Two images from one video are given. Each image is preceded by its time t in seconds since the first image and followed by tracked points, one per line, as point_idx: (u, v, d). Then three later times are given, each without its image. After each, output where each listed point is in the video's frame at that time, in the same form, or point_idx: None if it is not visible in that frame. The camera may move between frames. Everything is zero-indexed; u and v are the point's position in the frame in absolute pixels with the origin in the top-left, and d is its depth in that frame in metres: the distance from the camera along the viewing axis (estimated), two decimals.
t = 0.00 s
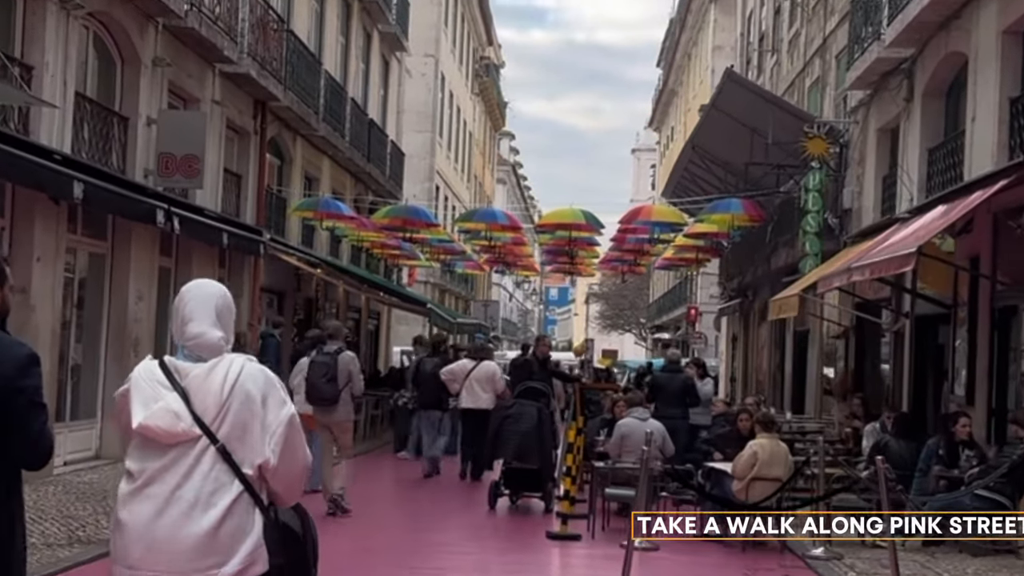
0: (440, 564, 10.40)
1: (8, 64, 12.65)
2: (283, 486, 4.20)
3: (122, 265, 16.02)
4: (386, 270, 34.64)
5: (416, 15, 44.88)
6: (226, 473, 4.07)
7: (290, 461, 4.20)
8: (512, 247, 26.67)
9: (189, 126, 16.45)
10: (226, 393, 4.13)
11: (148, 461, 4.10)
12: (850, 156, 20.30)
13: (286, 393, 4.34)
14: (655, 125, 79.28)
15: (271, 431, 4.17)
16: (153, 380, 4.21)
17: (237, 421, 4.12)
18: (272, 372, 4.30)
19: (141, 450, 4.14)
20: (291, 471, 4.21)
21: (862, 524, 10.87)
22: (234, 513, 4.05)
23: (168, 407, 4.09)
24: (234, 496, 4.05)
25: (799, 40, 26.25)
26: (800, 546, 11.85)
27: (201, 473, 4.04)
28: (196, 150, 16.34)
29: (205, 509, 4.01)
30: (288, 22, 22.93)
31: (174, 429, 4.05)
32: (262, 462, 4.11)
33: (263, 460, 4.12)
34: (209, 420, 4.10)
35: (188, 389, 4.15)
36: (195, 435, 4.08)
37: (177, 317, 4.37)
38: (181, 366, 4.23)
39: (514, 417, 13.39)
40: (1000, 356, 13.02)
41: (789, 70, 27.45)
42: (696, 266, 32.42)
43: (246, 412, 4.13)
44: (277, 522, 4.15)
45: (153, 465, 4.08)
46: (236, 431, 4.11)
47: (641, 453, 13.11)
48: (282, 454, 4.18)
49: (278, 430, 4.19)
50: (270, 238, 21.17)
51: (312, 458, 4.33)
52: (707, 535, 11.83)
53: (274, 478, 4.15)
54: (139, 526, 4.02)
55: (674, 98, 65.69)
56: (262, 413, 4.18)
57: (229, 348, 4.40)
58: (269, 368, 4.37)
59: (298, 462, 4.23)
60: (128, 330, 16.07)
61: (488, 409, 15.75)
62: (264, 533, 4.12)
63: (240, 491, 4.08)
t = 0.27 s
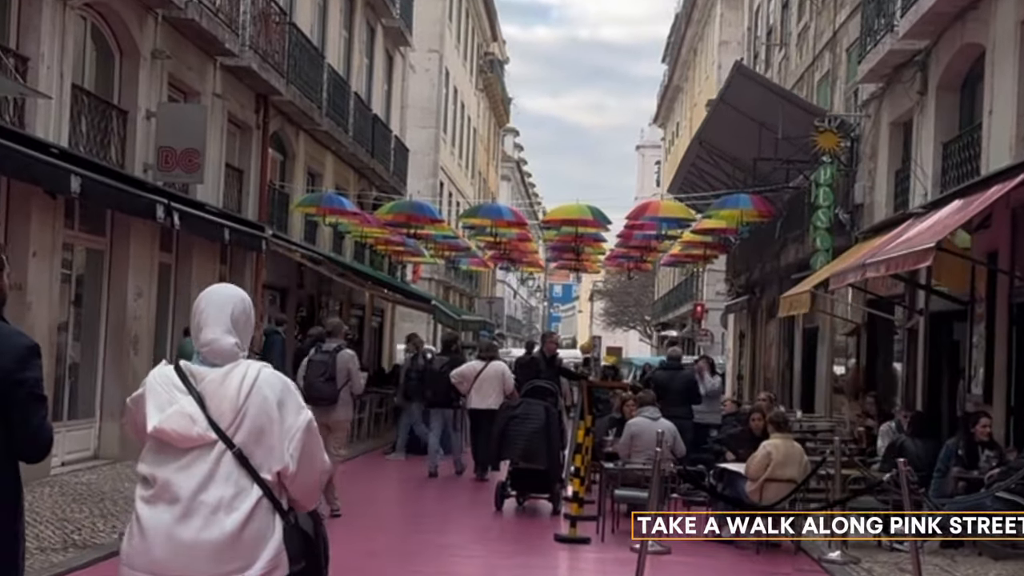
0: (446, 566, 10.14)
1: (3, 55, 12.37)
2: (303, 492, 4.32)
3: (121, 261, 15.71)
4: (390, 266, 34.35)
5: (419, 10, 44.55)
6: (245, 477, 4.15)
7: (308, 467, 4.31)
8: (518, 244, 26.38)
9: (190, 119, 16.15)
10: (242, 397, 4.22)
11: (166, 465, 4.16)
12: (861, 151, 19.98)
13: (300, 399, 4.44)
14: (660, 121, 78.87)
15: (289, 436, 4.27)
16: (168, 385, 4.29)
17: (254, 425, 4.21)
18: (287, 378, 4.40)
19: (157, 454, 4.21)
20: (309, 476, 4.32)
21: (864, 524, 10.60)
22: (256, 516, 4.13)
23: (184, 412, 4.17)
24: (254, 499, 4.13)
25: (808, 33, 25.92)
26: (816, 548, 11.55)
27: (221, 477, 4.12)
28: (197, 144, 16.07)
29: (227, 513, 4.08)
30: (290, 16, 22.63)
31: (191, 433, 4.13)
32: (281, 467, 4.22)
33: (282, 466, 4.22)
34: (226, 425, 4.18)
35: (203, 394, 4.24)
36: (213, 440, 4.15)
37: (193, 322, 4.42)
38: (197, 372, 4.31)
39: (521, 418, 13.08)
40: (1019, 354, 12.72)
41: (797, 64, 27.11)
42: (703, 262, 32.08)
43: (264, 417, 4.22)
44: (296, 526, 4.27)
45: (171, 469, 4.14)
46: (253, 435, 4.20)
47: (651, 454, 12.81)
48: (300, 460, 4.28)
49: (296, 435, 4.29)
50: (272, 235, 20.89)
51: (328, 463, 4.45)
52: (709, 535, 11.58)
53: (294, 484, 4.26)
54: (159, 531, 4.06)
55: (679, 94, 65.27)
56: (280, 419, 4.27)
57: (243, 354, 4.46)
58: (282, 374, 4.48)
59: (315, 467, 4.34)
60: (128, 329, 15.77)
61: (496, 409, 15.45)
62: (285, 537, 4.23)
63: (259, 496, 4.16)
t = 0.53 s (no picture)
0: (449, 567, 9.89)
1: None
2: (320, 481, 4.36)
3: (117, 255, 15.44)
4: (392, 262, 34.06)
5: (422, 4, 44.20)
6: (266, 469, 4.18)
7: (325, 457, 4.35)
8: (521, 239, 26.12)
9: (188, 110, 15.88)
10: (262, 389, 4.25)
11: (186, 459, 4.16)
12: (870, 144, 19.70)
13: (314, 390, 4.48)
14: (664, 116, 78.43)
15: (307, 427, 4.31)
16: (187, 377, 4.31)
17: (274, 418, 4.23)
18: (302, 370, 4.44)
19: (176, 449, 4.21)
20: (326, 467, 4.37)
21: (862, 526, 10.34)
22: (277, 508, 4.15)
23: (205, 405, 4.18)
24: (276, 491, 4.16)
25: (816, 25, 25.58)
26: (828, 547, 11.29)
27: (242, 470, 4.14)
28: (194, 136, 15.85)
29: (249, 506, 4.10)
30: (291, 7, 22.34)
31: (214, 427, 4.15)
32: (302, 460, 4.25)
33: (302, 458, 4.25)
34: (246, 418, 4.21)
35: (223, 387, 4.25)
36: (234, 434, 4.17)
37: (209, 311, 4.48)
38: (215, 364, 4.33)
39: (525, 415, 12.78)
40: None
41: (804, 57, 26.78)
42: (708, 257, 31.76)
43: (283, 410, 4.25)
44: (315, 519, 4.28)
45: (192, 464, 4.14)
46: (273, 427, 4.23)
47: (657, 451, 12.56)
48: (318, 451, 4.34)
49: (315, 427, 4.35)
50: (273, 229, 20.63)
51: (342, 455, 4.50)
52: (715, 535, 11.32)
53: (312, 475, 4.30)
54: (182, 527, 4.06)
55: (683, 89, 64.86)
56: (298, 411, 4.31)
57: (259, 346, 4.50)
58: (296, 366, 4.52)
59: (332, 457, 4.39)
60: (124, 325, 15.52)
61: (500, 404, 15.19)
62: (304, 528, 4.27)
63: (280, 487, 4.19)
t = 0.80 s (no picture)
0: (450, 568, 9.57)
1: None
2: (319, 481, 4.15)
3: (112, 248, 15.14)
4: (393, 257, 33.76)
5: None
6: (263, 470, 3.96)
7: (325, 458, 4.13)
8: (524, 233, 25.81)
9: (185, 101, 15.59)
10: (262, 387, 4.03)
11: (181, 459, 3.96)
12: (879, 137, 19.37)
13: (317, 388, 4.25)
14: (667, 112, 78.13)
15: (307, 427, 4.09)
16: (184, 374, 4.08)
17: (275, 417, 4.01)
18: (305, 368, 4.21)
19: (171, 448, 4.00)
20: (325, 467, 4.15)
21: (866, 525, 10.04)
22: (271, 509, 3.93)
23: (203, 404, 3.97)
24: (273, 492, 3.94)
25: (823, 17, 25.26)
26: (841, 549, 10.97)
27: (239, 470, 3.93)
28: (191, 126, 15.54)
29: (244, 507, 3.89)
30: None
31: (211, 427, 3.93)
32: (300, 461, 4.03)
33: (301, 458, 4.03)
34: (245, 416, 3.99)
35: (222, 384, 4.04)
36: (231, 433, 3.96)
37: (206, 307, 4.23)
38: (214, 361, 4.11)
39: (529, 411, 12.49)
40: None
41: (811, 49, 26.45)
42: (713, 253, 31.44)
43: (284, 408, 4.03)
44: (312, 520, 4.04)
45: (187, 464, 3.94)
46: (273, 427, 4.01)
47: (664, 450, 12.27)
48: (318, 451, 4.12)
49: (316, 426, 4.13)
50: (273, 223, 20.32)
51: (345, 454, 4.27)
52: (723, 536, 11.07)
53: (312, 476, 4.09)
54: (172, 527, 3.86)
55: (687, 84, 64.58)
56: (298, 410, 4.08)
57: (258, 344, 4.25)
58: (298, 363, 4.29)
59: (331, 457, 4.17)
60: (119, 319, 15.22)
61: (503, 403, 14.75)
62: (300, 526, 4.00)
63: (278, 489, 3.97)
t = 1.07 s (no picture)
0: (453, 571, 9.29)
1: None
2: (314, 479, 4.08)
3: (109, 241, 14.87)
4: (396, 251, 33.44)
5: None
6: (252, 466, 3.94)
7: (318, 454, 4.07)
8: (528, 228, 25.54)
9: (183, 92, 15.31)
10: (251, 382, 3.99)
11: (170, 454, 3.95)
12: (889, 130, 19.06)
13: (311, 382, 4.20)
14: (672, 107, 77.80)
15: (297, 421, 4.04)
16: (174, 369, 4.06)
17: (263, 412, 3.98)
18: (297, 361, 4.16)
19: (159, 442, 3.99)
20: (320, 463, 4.07)
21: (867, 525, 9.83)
22: (261, 506, 3.92)
23: (191, 399, 3.95)
24: (261, 489, 3.92)
25: (831, 9, 24.92)
26: (855, 552, 10.68)
27: (226, 467, 3.90)
28: (189, 118, 15.27)
29: (231, 503, 3.87)
30: None
31: (199, 422, 3.91)
32: (290, 457, 3.99)
33: (290, 454, 4.00)
34: (234, 412, 3.96)
35: (211, 380, 4.01)
36: (220, 429, 3.94)
37: (197, 301, 4.18)
38: (203, 356, 4.08)
39: (533, 409, 12.22)
40: None
41: (819, 42, 26.11)
42: (718, 249, 31.14)
43: (272, 404, 3.99)
44: (302, 517, 4.03)
45: (176, 460, 3.93)
46: (261, 422, 3.98)
47: (672, 449, 12.02)
48: (309, 448, 4.05)
49: (305, 421, 4.05)
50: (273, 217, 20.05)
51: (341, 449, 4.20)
52: (730, 537, 10.88)
53: (303, 472, 4.03)
54: (159, 523, 3.87)
55: (692, 79, 64.18)
56: (287, 405, 4.04)
57: (250, 337, 4.20)
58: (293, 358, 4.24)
59: (325, 454, 4.08)
60: (116, 313, 14.96)
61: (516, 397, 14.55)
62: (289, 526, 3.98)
63: (266, 486, 3.94)
